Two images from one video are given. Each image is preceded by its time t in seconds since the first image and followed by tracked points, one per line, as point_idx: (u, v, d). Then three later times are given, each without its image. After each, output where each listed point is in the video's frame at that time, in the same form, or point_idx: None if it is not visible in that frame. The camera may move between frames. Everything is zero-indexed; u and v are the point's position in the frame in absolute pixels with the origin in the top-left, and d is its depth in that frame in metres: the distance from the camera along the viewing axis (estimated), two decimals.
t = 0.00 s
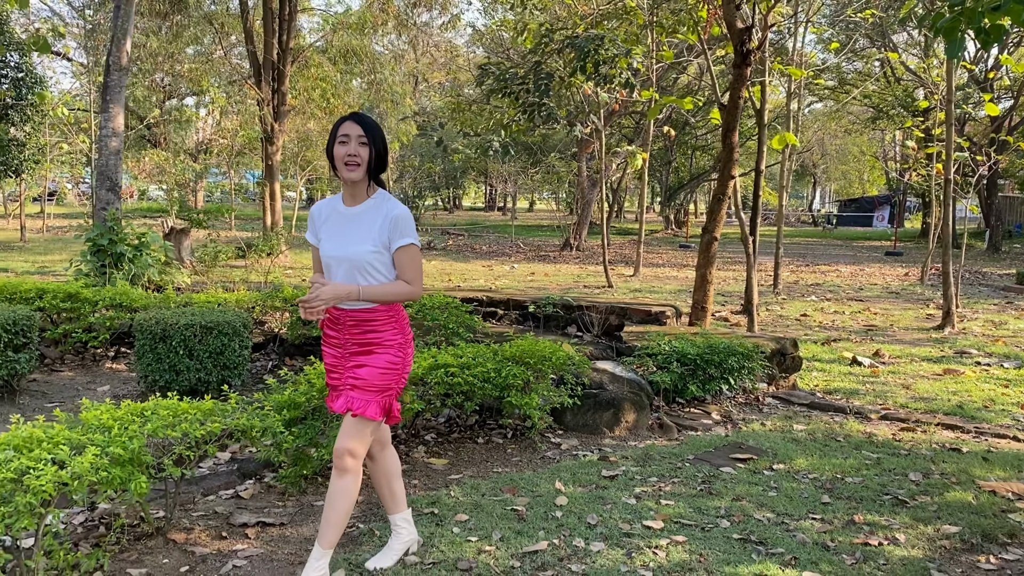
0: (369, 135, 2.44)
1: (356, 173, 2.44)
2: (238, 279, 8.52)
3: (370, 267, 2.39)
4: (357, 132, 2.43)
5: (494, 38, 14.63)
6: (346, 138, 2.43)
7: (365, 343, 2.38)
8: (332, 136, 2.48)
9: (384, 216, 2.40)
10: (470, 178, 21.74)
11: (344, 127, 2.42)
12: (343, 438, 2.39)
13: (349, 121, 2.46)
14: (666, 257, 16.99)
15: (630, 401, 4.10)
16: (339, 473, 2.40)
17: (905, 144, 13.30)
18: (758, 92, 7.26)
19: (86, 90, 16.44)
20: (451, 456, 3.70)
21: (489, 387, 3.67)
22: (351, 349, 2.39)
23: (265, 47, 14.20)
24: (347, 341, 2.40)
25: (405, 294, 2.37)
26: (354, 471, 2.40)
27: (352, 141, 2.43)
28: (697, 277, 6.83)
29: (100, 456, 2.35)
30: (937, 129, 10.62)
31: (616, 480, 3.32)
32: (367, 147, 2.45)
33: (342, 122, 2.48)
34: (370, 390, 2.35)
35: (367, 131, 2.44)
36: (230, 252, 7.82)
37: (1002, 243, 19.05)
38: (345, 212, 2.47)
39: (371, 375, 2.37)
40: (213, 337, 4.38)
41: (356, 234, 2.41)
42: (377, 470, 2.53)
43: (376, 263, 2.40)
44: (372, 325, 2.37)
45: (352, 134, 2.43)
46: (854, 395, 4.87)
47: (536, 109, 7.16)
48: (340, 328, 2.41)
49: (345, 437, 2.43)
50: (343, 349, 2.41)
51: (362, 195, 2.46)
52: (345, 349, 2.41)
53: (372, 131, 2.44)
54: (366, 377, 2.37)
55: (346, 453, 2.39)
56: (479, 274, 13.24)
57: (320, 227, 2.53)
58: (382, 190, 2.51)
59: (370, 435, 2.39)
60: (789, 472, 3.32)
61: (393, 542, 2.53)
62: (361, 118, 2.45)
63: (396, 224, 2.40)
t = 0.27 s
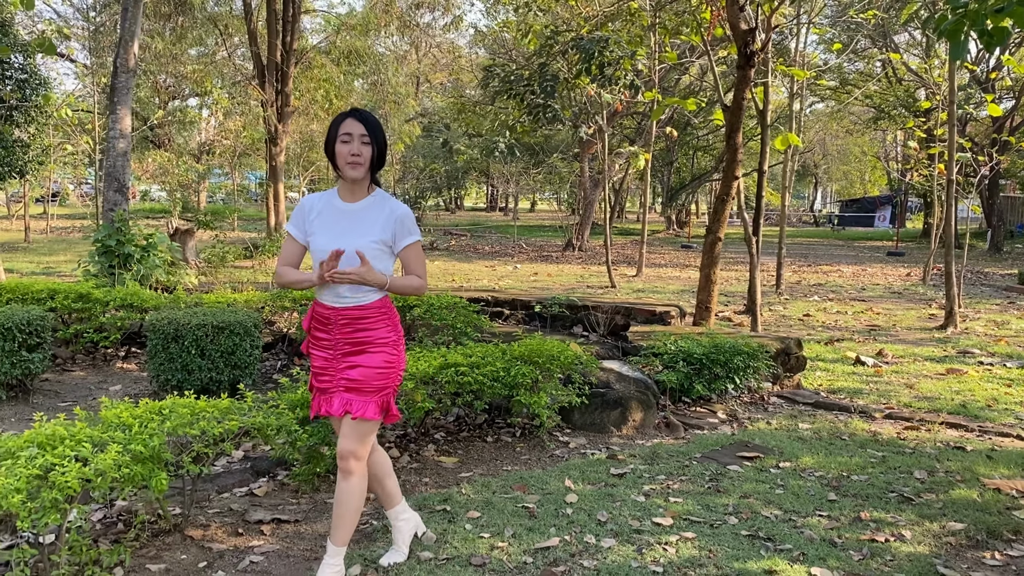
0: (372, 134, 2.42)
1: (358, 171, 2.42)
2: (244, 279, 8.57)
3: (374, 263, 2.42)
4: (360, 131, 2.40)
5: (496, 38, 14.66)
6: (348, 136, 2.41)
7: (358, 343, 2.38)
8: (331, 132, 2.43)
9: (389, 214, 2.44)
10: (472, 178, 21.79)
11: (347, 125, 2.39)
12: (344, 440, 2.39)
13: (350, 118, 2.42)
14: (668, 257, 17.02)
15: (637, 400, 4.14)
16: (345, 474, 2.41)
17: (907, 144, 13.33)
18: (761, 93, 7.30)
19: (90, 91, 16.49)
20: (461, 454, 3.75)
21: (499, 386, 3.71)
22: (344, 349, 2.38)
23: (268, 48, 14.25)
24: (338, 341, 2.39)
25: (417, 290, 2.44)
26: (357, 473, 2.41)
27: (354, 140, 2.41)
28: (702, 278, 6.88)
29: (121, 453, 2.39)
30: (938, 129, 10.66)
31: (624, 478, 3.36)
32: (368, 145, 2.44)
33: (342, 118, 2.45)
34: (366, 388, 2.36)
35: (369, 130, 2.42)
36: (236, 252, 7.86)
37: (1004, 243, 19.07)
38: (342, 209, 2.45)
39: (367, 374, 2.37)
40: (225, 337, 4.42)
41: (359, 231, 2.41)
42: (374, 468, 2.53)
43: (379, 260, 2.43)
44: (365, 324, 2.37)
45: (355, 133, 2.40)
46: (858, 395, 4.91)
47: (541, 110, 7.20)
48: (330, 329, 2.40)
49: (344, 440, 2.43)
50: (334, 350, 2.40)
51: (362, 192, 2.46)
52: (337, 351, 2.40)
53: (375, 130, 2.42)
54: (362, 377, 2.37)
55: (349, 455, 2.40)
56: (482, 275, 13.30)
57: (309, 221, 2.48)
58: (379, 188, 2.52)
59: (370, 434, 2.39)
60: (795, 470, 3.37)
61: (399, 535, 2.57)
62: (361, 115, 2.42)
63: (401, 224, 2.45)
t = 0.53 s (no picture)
0: (377, 135, 2.43)
1: (363, 172, 2.42)
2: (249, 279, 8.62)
3: (383, 263, 2.44)
4: (364, 131, 2.41)
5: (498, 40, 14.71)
6: (353, 137, 2.41)
7: (366, 344, 2.39)
8: (335, 134, 2.43)
9: (397, 216, 2.47)
10: (474, 179, 21.86)
11: (351, 127, 2.39)
12: (354, 442, 2.41)
13: (354, 119, 2.43)
14: (670, 258, 17.07)
15: (643, 398, 4.19)
16: (358, 474, 2.44)
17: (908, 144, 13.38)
18: (764, 94, 7.34)
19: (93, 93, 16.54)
20: (470, 452, 3.80)
21: (507, 385, 3.76)
22: (351, 350, 2.39)
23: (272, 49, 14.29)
24: (344, 342, 2.39)
25: (422, 290, 2.53)
26: (368, 472, 2.44)
27: (359, 141, 2.41)
28: (705, 278, 6.93)
29: (141, 449, 2.43)
30: (939, 130, 10.70)
31: (632, 476, 3.41)
32: (372, 146, 2.44)
33: (344, 119, 2.44)
34: (376, 389, 2.39)
35: (373, 130, 2.43)
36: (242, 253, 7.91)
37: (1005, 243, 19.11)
38: (348, 210, 2.45)
39: (377, 375, 2.40)
40: (235, 337, 4.48)
41: (367, 233, 2.41)
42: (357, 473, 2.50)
43: (388, 261, 2.45)
44: (374, 324, 2.39)
45: (360, 134, 2.40)
46: (861, 394, 4.96)
47: (545, 111, 7.25)
48: (336, 330, 2.39)
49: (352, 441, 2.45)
50: (340, 351, 2.40)
51: (367, 194, 2.47)
52: (343, 351, 2.40)
53: (380, 131, 2.44)
54: (371, 377, 2.39)
55: (362, 456, 2.42)
56: (485, 275, 13.36)
57: (314, 222, 2.45)
58: (383, 189, 2.53)
59: (383, 434, 2.43)
60: (801, 468, 3.42)
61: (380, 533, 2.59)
62: (365, 117, 2.43)
63: (407, 226, 2.49)
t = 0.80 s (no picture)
0: (381, 129, 2.44)
1: (369, 168, 2.44)
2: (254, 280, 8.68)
3: (391, 261, 2.47)
4: (368, 127, 2.42)
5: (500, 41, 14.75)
6: (358, 134, 2.42)
7: (377, 341, 2.41)
8: (340, 131, 2.45)
9: (406, 212, 2.50)
10: (475, 180, 21.91)
11: (355, 123, 2.40)
12: (367, 439, 2.43)
13: (358, 115, 2.43)
14: (671, 259, 17.12)
15: (647, 398, 4.24)
16: (369, 472, 2.45)
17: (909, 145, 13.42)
18: (765, 96, 7.38)
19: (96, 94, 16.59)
20: (477, 451, 3.84)
21: (514, 384, 3.80)
22: (361, 346, 2.40)
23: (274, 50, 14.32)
24: (355, 338, 2.40)
25: (430, 289, 2.50)
26: (380, 470, 2.46)
27: (364, 137, 2.42)
28: (707, 279, 6.98)
29: (158, 447, 2.48)
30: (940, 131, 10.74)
31: (638, 474, 3.45)
32: (378, 141, 2.46)
33: (348, 117, 2.45)
34: (387, 386, 2.42)
35: (377, 125, 2.43)
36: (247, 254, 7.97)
37: (1005, 244, 19.14)
38: (357, 208, 2.48)
39: (388, 373, 2.43)
40: (244, 337, 4.52)
41: (377, 230, 2.45)
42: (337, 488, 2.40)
43: (396, 258, 2.48)
44: (386, 322, 2.42)
45: (364, 129, 2.41)
46: (864, 394, 4.99)
47: (548, 114, 7.30)
48: (347, 326, 2.40)
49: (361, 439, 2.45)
50: (350, 346, 2.40)
51: (376, 191, 2.50)
52: (352, 347, 2.40)
53: (384, 126, 2.44)
54: (381, 375, 2.41)
55: (374, 454, 2.44)
56: (487, 276, 13.42)
57: (325, 222, 2.49)
58: (392, 185, 2.56)
59: (394, 433, 2.47)
60: (804, 467, 3.46)
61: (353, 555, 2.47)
62: (369, 113, 2.44)
63: (416, 222, 2.52)
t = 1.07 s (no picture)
0: (383, 136, 2.45)
1: (373, 174, 2.43)
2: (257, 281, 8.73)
3: (395, 268, 2.44)
4: (371, 133, 2.43)
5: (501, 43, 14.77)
6: (360, 141, 2.43)
7: (379, 344, 2.40)
8: (344, 139, 2.47)
9: (410, 218, 2.47)
10: (476, 180, 21.96)
11: (357, 129, 2.42)
12: (366, 441, 2.44)
13: (361, 123, 2.45)
14: (672, 260, 17.16)
15: (651, 398, 4.27)
16: (369, 474, 2.46)
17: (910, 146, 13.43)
18: (767, 98, 7.41)
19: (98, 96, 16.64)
20: (483, 451, 3.88)
21: (519, 384, 3.83)
22: (363, 348, 2.39)
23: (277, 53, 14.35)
24: (357, 340, 2.39)
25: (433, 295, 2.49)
26: (380, 471, 2.47)
27: (366, 143, 2.43)
28: (709, 280, 7.02)
29: (171, 446, 2.51)
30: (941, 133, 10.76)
31: (641, 474, 3.49)
32: (380, 148, 2.46)
33: (351, 124, 2.47)
34: (389, 390, 2.42)
35: (380, 132, 2.45)
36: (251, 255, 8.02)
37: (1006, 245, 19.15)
38: (361, 213, 2.46)
39: (389, 376, 2.43)
40: (251, 338, 4.56)
41: (381, 236, 2.43)
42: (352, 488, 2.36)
43: (401, 264, 2.46)
44: (389, 325, 2.40)
45: (366, 136, 2.42)
46: (865, 395, 5.03)
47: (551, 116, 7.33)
48: (348, 328, 2.39)
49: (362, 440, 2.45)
50: (352, 348, 2.39)
51: (380, 198, 2.48)
52: (354, 349, 2.39)
53: (387, 133, 2.45)
54: (382, 378, 2.41)
55: (375, 456, 2.45)
56: (488, 277, 13.46)
57: (329, 227, 2.46)
58: (396, 192, 2.54)
59: (394, 436, 2.48)
60: (806, 466, 3.50)
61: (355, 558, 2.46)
62: (371, 120, 2.45)
63: (421, 228, 2.49)
